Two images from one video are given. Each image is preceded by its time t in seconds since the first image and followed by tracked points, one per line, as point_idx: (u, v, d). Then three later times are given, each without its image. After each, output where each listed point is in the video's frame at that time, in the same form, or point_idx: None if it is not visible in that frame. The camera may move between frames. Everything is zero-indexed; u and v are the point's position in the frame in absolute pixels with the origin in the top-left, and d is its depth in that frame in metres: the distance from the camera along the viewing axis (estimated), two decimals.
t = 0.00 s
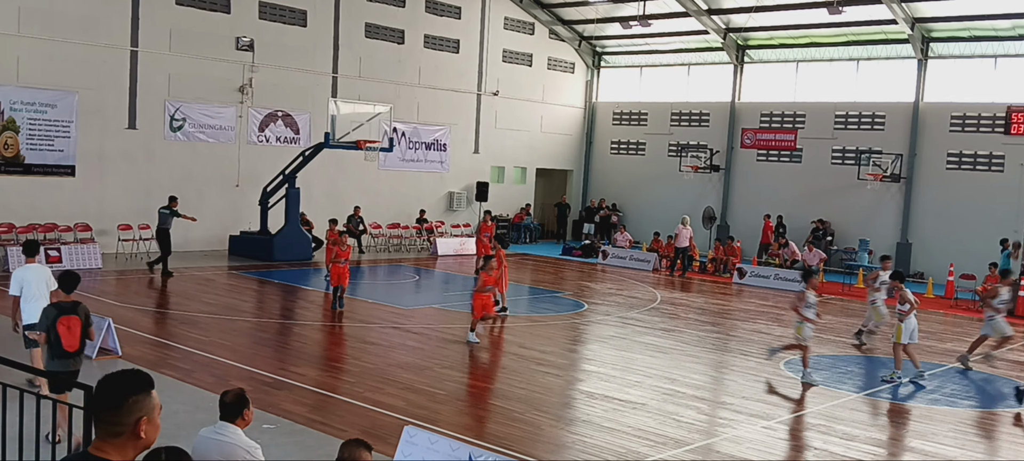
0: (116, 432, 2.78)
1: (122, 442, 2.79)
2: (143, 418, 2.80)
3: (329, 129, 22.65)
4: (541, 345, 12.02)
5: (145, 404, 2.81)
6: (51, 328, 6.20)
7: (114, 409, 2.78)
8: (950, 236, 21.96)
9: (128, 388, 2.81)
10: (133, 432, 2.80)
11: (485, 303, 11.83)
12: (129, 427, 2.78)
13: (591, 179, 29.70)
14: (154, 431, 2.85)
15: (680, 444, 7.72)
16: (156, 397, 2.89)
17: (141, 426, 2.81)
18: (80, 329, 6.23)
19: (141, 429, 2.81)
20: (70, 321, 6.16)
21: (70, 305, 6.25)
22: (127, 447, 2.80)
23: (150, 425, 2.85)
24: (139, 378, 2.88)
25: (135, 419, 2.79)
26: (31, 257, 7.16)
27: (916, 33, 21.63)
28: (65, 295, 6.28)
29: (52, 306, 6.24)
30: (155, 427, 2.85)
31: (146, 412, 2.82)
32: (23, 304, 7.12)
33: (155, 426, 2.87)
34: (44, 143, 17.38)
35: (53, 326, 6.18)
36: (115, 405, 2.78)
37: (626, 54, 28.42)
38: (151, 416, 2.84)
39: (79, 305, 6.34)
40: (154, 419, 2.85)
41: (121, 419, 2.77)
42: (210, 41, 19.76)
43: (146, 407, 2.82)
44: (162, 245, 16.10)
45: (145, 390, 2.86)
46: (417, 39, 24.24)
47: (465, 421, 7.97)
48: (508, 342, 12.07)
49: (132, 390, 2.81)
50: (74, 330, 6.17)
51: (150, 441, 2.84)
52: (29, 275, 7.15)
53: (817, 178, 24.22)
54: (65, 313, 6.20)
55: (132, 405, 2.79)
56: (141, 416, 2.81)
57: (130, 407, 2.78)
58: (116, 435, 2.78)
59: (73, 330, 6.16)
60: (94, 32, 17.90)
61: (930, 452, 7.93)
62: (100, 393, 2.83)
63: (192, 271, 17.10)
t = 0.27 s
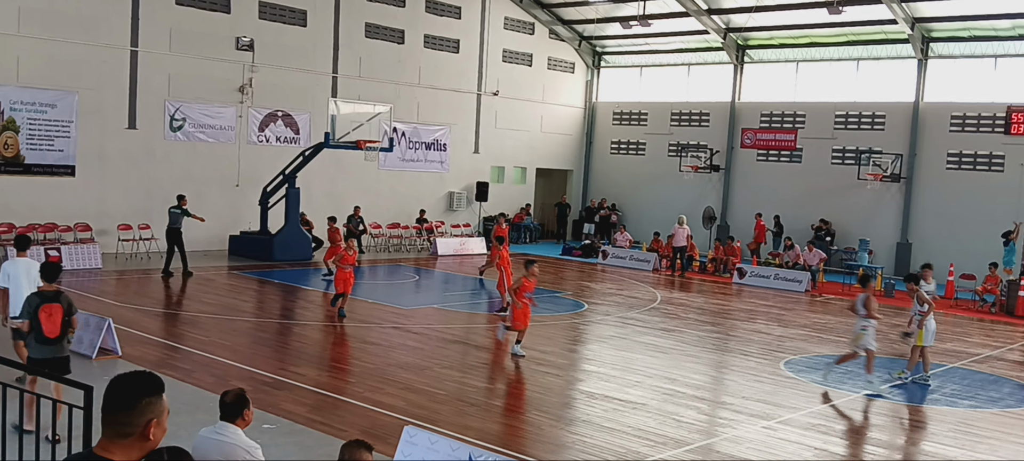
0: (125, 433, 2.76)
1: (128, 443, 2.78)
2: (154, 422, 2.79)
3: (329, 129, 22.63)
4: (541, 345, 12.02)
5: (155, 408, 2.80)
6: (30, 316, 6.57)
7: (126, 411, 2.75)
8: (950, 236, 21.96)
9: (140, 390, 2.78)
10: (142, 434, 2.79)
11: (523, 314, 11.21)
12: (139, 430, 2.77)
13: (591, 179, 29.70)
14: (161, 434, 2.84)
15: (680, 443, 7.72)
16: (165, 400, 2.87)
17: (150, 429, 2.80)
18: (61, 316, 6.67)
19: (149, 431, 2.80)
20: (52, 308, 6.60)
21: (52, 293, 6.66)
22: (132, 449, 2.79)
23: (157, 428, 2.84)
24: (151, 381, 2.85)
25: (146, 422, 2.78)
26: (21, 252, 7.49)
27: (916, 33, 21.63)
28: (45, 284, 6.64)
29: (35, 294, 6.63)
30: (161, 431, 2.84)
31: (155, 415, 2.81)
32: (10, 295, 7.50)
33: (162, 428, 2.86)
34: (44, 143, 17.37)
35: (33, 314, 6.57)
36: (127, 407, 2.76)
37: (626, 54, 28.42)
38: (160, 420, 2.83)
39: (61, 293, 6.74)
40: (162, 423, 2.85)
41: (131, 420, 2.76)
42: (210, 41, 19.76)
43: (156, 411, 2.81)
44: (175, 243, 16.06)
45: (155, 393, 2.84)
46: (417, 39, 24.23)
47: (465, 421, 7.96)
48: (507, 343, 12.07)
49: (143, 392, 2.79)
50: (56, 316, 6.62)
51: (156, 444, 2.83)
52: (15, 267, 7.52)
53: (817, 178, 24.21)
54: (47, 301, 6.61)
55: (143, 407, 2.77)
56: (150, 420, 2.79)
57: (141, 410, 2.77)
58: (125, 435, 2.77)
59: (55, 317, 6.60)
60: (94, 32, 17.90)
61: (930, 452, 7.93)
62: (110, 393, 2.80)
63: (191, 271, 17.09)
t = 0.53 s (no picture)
0: (126, 433, 2.75)
1: (129, 444, 2.77)
2: (154, 423, 2.77)
3: (329, 129, 22.63)
4: (541, 345, 12.02)
5: (156, 409, 2.78)
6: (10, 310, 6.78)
7: (127, 412, 2.73)
8: (949, 236, 21.96)
9: (141, 392, 2.76)
10: (142, 436, 2.78)
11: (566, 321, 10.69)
12: (139, 431, 2.75)
13: (590, 179, 29.69)
14: (161, 435, 2.83)
15: (680, 444, 7.72)
16: (166, 402, 2.85)
17: (151, 431, 2.79)
18: (39, 310, 6.85)
19: (150, 433, 2.79)
20: (29, 303, 6.78)
21: (29, 288, 6.84)
22: (132, 449, 2.78)
23: (158, 429, 2.82)
24: (152, 382, 2.83)
25: (146, 423, 2.76)
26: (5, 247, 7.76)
27: (915, 33, 21.62)
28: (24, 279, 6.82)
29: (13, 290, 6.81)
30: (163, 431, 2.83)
31: (155, 416, 2.79)
32: None
33: (162, 429, 2.84)
34: (44, 144, 17.36)
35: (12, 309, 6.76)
36: (127, 408, 2.74)
37: (626, 54, 28.41)
38: (161, 422, 2.81)
39: (39, 288, 6.92)
40: (163, 424, 2.83)
41: (132, 421, 2.74)
42: (210, 41, 19.75)
43: (156, 412, 2.79)
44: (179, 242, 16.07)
45: (155, 395, 2.81)
46: (416, 39, 24.23)
47: (465, 421, 7.97)
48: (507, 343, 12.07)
49: (144, 394, 2.77)
50: (34, 311, 6.79)
51: (156, 446, 2.82)
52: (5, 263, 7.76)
53: (817, 178, 24.21)
54: (25, 296, 6.79)
55: (143, 409, 2.75)
56: (150, 422, 2.78)
57: (141, 411, 2.75)
58: (125, 437, 2.75)
59: (33, 312, 6.79)
60: (93, 32, 17.90)
61: (930, 452, 7.93)
62: (111, 393, 2.77)
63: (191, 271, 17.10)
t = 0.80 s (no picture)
0: (123, 433, 2.75)
1: (127, 443, 2.77)
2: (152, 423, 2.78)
3: (328, 129, 22.62)
4: (540, 345, 12.04)
5: (153, 409, 2.79)
6: None
7: (125, 412, 2.74)
8: (948, 236, 21.98)
9: (138, 391, 2.77)
10: (141, 435, 2.79)
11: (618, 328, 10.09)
12: (137, 431, 2.76)
13: (589, 179, 29.71)
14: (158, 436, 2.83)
15: (679, 444, 7.73)
16: (163, 402, 2.86)
17: (148, 431, 2.79)
18: (23, 303, 6.96)
19: (148, 433, 2.79)
20: (12, 296, 6.89)
21: (13, 282, 6.97)
22: (130, 450, 2.78)
23: (155, 428, 2.83)
24: (149, 382, 2.84)
25: (144, 423, 2.77)
26: None
27: (914, 33, 21.63)
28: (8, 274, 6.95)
29: None
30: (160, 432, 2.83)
31: (153, 416, 2.80)
32: None
33: (159, 430, 2.85)
34: (42, 144, 17.35)
35: None
36: (125, 407, 2.74)
37: (625, 54, 28.41)
38: (158, 422, 2.81)
39: (22, 282, 7.04)
40: (160, 424, 2.83)
41: (131, 421, 2.75)
42: (208, 41, 19.75)
43: (154, 412, 2.80)
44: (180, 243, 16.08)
45: (153, 395, 2.82)
46: (415, 39, 24.22)
47: (464, 421, 7.98)
48: (506, 343, 12.08)
49: (142, 394, 2.77)
50: (17, 304, 6.90)
51: (153, 446, 2.82)
52: None
53: (815, 178, 24.23)
54: (8, 290, 6.91)
55: (142, 408, 2.76)
56: (148, 421, 2.78)
57: (139, 411, 2.75)
58: (123, 437, 2.76)
59: (16, 304, 6.89)
60: (92, 32, 17.88)
61: (928, 452, 7.94)
62: (107, 394, 2.78)
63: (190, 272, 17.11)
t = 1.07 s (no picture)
0: (120, 427, 2.74)
1: (125, 437, 2.75)
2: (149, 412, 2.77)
3: (326, 130, 22.62)
4: (538, 346, 12.05)
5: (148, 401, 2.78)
6: None
7: (119, 404, 2.74)
8: (946, 236, 22.00)
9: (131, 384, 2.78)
10: (138, 428, 2.77)
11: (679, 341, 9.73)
12: (134, 423, 2.74)
13: (587, 179, 29.71)
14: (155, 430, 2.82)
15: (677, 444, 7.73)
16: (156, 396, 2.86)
17: (146, 422, 2.78)
18: (8, 296, 7.27)
19: (146, 425, 2.78)
20: None
21: None
22: (128, 445, 2.76)
23: (151, 422, 2.81)
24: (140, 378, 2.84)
25: (142, 413, 2.76)
26: None
27: (912, 33, 21.64)
28: None
29: None
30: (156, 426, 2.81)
31: (149, 408, 2.79)
32: None
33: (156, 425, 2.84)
34: (41, 144, 17.35)
35: None
36: (120, 399, 2.74)
37: (623, 54, 28.42)
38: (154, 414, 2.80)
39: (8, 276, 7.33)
40: (156, 417, 2.82)
41: (128, 412, 2.74)
42: (207, 41, 19.74)
43: (150, 405, 2.79)
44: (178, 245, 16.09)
45: (146, 389, 2.84)
46: (414, 39, 24.23)
47: (462, 421, 7.98)
48: (505, 343, 12.09)
49: (136, 386, 2.78)
50: (2, 296, 7.21)
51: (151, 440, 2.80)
52: None
53: (814, 178, 24.25)
54: None
55: (138, 399, 2.76)
56: (145, 412, 2.77)
57: (136, 402, 2.75)
58: (119, 430, 2.74)
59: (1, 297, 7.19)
60: (90, 32, 17.87)
61: (926, 452, 7.95)
62: (100, 390, 2.79)
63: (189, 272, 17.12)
